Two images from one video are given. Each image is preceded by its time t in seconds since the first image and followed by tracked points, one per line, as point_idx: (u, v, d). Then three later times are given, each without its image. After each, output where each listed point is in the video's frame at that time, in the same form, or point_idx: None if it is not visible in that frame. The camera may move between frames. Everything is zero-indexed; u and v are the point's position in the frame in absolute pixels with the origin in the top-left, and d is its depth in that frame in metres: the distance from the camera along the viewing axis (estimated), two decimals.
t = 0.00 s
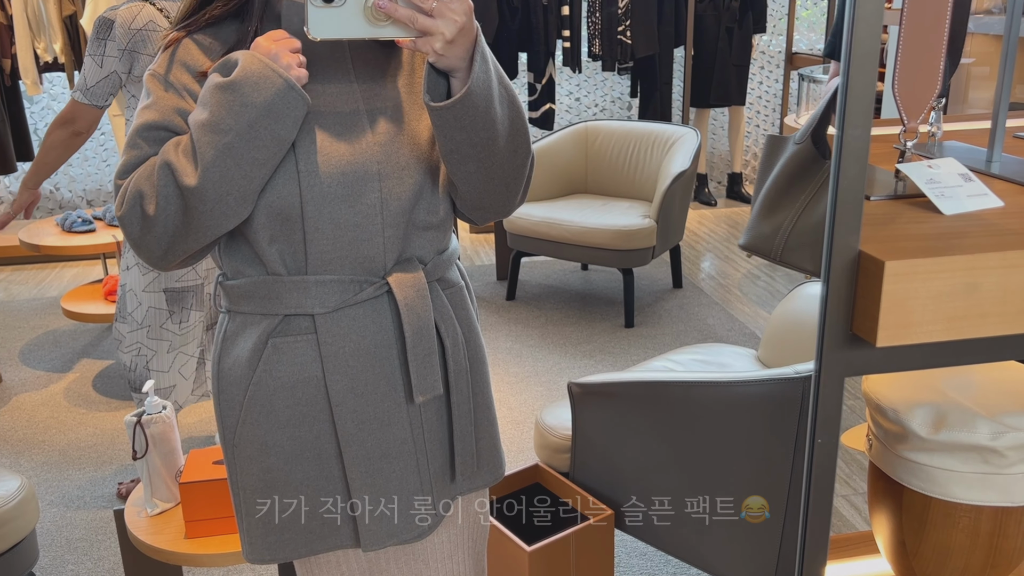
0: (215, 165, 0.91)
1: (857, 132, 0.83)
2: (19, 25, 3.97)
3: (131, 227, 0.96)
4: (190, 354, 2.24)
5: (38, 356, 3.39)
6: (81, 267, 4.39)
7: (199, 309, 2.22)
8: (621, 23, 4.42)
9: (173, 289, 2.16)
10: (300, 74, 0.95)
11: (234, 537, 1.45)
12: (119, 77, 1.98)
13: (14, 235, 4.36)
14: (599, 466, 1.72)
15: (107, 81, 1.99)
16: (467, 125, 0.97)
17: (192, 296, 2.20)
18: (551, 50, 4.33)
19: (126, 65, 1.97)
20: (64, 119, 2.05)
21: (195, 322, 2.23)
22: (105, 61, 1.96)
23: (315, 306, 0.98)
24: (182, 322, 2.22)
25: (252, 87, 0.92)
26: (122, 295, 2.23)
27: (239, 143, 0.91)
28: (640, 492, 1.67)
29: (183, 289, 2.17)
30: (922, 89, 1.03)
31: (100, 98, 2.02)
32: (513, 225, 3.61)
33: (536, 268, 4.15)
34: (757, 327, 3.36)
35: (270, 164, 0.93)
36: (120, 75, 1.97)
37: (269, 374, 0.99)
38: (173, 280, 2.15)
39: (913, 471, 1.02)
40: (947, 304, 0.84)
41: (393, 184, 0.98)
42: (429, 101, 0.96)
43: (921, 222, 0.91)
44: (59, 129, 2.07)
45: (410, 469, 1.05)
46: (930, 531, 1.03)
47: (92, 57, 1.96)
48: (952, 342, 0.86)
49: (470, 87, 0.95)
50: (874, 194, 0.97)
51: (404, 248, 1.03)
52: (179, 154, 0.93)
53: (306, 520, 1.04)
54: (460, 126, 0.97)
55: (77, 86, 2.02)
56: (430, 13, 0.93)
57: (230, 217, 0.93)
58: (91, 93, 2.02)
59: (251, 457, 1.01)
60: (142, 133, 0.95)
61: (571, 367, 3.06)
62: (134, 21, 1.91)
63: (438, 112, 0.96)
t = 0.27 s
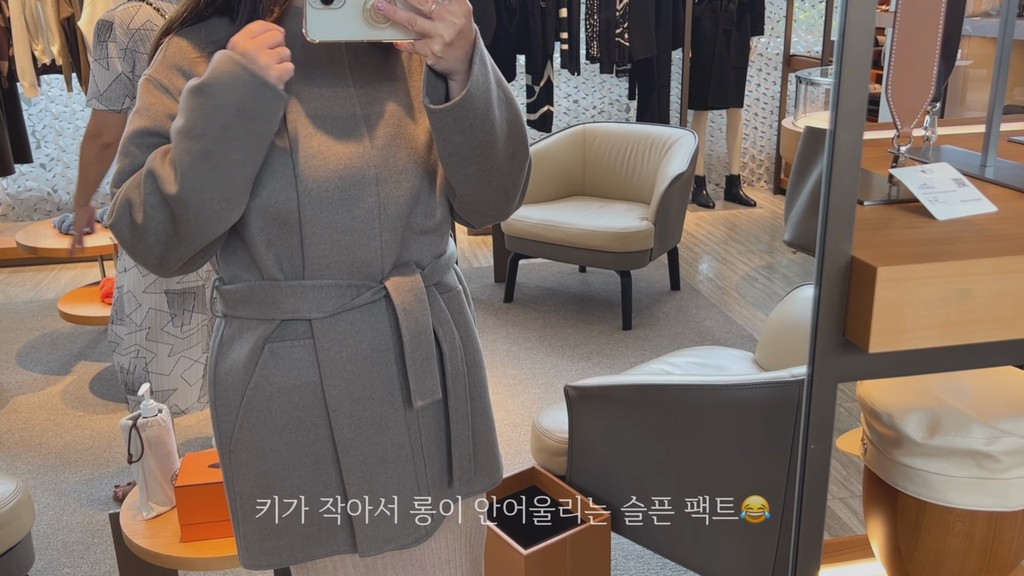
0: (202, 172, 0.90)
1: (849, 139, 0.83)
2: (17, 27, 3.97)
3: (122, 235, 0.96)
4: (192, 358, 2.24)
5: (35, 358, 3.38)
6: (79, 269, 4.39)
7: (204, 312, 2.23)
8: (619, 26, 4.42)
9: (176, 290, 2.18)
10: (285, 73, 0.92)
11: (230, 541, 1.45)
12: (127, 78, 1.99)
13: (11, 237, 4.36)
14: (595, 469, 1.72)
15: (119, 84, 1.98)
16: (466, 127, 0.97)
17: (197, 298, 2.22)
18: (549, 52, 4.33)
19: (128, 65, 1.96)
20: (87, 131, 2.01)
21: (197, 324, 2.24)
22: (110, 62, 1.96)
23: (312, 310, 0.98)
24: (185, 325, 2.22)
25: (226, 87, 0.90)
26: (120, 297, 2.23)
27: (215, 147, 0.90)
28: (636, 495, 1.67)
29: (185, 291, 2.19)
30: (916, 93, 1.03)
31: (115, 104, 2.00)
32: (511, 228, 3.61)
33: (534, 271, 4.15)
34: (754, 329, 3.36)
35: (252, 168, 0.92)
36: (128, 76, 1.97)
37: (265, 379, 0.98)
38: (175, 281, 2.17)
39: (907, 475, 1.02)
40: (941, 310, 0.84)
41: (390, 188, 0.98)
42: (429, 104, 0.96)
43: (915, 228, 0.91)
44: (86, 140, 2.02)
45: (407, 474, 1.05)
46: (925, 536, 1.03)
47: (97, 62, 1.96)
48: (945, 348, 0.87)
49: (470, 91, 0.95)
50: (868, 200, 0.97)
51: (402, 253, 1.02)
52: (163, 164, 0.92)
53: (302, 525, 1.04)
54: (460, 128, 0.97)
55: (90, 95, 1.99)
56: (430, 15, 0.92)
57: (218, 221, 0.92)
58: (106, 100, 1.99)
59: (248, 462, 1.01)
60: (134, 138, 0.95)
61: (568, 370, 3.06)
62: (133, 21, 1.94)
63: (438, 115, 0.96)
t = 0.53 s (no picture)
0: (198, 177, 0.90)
1: (842, 150, 0.83)
2: (18, 31, 3.97)
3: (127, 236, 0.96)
4: (197, 364, 2.25)
5: (34, 361, 3.38)
6: (79, 272, 4.39)
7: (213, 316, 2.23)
8: (619, 30, 4.42)
9: (179, 296, 2.19)
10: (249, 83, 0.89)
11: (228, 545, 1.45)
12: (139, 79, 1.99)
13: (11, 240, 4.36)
14: (593, 474, 1.73)
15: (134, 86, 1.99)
16: (467, 129, 0.97)
17: (204, 303, 2.22)
18: (549, 56, 4.33)
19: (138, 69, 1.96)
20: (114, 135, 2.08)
21: (204, 328, 2.25)
22: (120, 65, 1.96)
23: (311, 316, 0.98)
24: (189, 330, 2.23)
25: (206, 96, 0.87)
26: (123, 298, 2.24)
27: (208, 157, 0.89)
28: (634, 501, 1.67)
29: (188, 295, 2.19)
30: (913, 103, 1.05)
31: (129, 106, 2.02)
32: (510, 231, 3.61)
33: (533, 274, 4.15)
34: (753, 333, 3.36)
35: (249, 177, 0.91)
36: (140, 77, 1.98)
37: (264, 385, 0.99)
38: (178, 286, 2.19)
39: (904, 484, 1.02)
40: (934, 320, 0.84)
41: (390, 194, 0.98)
42: (429, 105, 0.96)
43: (909, 238, 0.91)
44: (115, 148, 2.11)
45: (405, 480, 1.05)
46: (921, 543, 1.03)
47: (107, 67, 1.97)
48: (939, 358, 0.87)
49: (469, 94, 0.95)
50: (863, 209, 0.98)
51: (401, 259, 1.03)
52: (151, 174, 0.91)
53: (300, 531, 1.04)
54: (461, 131, 0.97)
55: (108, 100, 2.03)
56: (430, 18, 0.92)
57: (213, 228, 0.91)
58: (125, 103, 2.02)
59: (246, 467, 1.01)
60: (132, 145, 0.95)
61: (567, 373, 3.06)
62: (137, 24, 1.94)
63: (438, 117, 0.96)
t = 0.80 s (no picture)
0: (213, 171, 0.90)
1: (841, 159, 0.83)
2: (20, 33, 3.98)
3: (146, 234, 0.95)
4: (200, 363, 2.25)
5: (36, 363, 3.39)
6: (81, 275, 4.40)
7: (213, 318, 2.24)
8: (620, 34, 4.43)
9: (182, 297, 2.20)
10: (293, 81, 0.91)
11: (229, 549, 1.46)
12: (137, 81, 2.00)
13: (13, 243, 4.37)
14: (594, 479, 1.73)
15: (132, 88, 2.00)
16: (468, 132, 0.98)
17: (204, 304, 2.23)
18: (550, 60, 4.32)
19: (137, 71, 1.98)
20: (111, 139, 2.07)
21: (204, 328, 2.25)
22: (119, 66, 1.97)
23: (314, 320, 0.98)
24: (190, 330, 2.23)
25: (241, 88, 0.88)
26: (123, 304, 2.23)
27: (236, 150, 0.89)
28: (634, 506, 1.68)
29: (191, 297, 2.21)
30: (912, 112, 1.06)
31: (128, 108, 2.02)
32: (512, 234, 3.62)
33: (535, 278, 4.16)
34: (755, 337, 3.37)
35: (273, 172, 0.91)
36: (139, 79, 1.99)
37: (267, 388, 0.99)
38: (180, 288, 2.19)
39: (904, 491, 1.03)
40: (932, 330, 0.85)
41: (394, 199, 0.98)
42: (430, 107, 0.96)
43: (908, 247, 0.92)
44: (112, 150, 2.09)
45: (407, 484, 1.05)
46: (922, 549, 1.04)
47: (104, 68, 1.97)
48: (938, 368, 0.87)
49: (471, 94, 0.96)
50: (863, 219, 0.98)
51: (404, 263, 1.03)
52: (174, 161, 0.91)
53: (301, 535, 1.05)
54: (462, 133, 0.97)
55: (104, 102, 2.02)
56: (432, 20, 0.93)
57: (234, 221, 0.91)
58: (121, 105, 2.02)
59: (248, 471, 1.02)
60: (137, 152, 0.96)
61: (568, 377, 3.06)
62: (136, 26, 1.96)
63: (439, 119, 0.96)
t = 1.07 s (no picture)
0: (223, 168, 0.90)
1: (841, 163, 0.83)
2: (24, 35, 4.01)
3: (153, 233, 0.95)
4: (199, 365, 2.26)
5: (38, 365, 3.39)
6: (83, 276, 4.41)
7: (212, 319, 2.25)
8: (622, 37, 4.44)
9: (182, 299, 2.20)
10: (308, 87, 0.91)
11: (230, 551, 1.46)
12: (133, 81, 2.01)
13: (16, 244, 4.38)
14: (595, 482, 1.73)
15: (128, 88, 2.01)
16: (471, 133, 0.98)
17: (201, 305, 2.24)
18: (553, 62, 4.33)
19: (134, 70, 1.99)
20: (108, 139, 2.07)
21: (201, 329, 2.26)
22: (115, 66, 1.98)
23: (317, 321, 0.99)
24: (190, 331, 2.24)
25: (253, 85, 0.88)
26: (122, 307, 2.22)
27: (247, 148, 0.90)
28: (635, 509, 1.68)
29: (191, 298, 2.21)
30: (911, 116, 1.04)
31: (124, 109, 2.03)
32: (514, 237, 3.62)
33: (537, 280, 4.16)
34: (756, 340, 3.36)
35: (282, 169, 0.91)
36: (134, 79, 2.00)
37: (269, 389, 0.99)
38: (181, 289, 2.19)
39: (906, 496, 1.03)
40: (932, 335, 0.85)
41: (398, 201, 0.98)
42: (434, 107, 0.97)
43: (908, 253, 0.92)
44: (108, 151, 2.08)
45: (407, 486, 1.05)
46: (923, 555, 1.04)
47: (101, 69, 1.98)
48: (938, 373, 0.87)
49: (475, 93, 0.96)
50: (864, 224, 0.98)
51: (407, 265, 1.03)
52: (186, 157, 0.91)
53: (301, 536, 1.05)
54: (465, 133, 0.98)
55: (101, 103, 2.03)
56: (435, 21, 0.93)
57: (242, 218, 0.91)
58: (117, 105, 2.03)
59: (248, 472, 1.02)
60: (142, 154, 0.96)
61: (570, 380, 3.07)
62: (132, 27, 1.96)
63: (444, 119, 0.96)
